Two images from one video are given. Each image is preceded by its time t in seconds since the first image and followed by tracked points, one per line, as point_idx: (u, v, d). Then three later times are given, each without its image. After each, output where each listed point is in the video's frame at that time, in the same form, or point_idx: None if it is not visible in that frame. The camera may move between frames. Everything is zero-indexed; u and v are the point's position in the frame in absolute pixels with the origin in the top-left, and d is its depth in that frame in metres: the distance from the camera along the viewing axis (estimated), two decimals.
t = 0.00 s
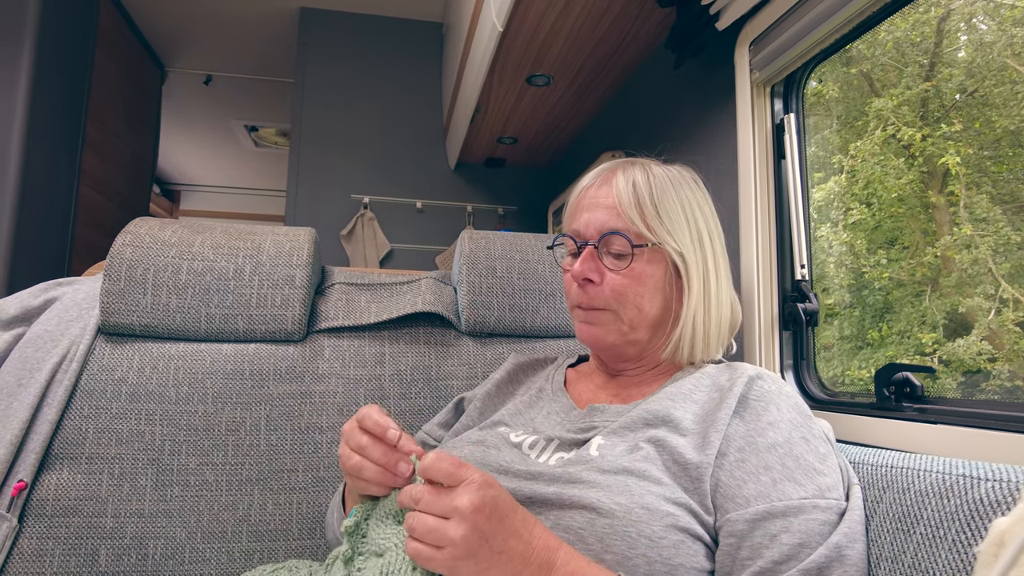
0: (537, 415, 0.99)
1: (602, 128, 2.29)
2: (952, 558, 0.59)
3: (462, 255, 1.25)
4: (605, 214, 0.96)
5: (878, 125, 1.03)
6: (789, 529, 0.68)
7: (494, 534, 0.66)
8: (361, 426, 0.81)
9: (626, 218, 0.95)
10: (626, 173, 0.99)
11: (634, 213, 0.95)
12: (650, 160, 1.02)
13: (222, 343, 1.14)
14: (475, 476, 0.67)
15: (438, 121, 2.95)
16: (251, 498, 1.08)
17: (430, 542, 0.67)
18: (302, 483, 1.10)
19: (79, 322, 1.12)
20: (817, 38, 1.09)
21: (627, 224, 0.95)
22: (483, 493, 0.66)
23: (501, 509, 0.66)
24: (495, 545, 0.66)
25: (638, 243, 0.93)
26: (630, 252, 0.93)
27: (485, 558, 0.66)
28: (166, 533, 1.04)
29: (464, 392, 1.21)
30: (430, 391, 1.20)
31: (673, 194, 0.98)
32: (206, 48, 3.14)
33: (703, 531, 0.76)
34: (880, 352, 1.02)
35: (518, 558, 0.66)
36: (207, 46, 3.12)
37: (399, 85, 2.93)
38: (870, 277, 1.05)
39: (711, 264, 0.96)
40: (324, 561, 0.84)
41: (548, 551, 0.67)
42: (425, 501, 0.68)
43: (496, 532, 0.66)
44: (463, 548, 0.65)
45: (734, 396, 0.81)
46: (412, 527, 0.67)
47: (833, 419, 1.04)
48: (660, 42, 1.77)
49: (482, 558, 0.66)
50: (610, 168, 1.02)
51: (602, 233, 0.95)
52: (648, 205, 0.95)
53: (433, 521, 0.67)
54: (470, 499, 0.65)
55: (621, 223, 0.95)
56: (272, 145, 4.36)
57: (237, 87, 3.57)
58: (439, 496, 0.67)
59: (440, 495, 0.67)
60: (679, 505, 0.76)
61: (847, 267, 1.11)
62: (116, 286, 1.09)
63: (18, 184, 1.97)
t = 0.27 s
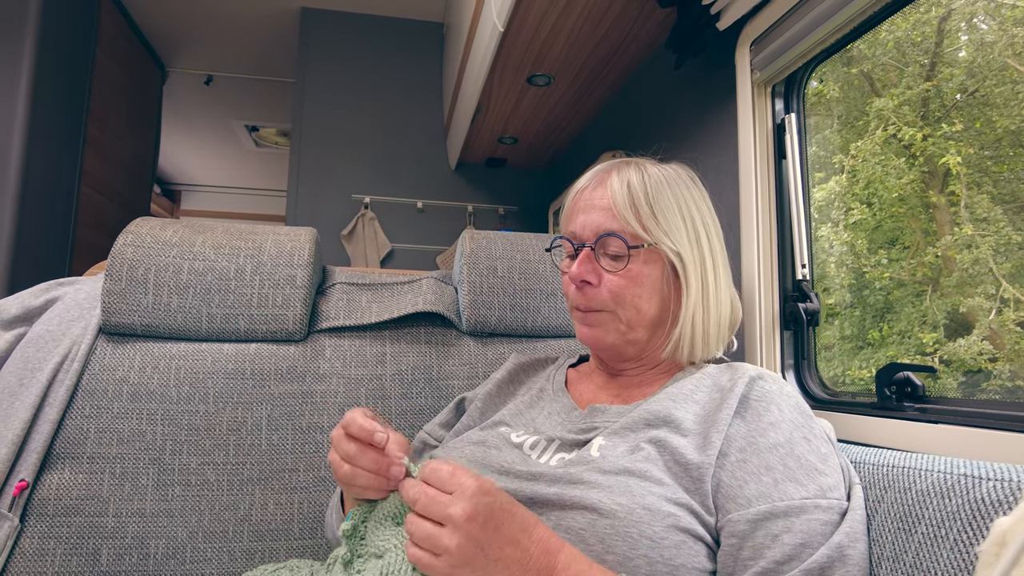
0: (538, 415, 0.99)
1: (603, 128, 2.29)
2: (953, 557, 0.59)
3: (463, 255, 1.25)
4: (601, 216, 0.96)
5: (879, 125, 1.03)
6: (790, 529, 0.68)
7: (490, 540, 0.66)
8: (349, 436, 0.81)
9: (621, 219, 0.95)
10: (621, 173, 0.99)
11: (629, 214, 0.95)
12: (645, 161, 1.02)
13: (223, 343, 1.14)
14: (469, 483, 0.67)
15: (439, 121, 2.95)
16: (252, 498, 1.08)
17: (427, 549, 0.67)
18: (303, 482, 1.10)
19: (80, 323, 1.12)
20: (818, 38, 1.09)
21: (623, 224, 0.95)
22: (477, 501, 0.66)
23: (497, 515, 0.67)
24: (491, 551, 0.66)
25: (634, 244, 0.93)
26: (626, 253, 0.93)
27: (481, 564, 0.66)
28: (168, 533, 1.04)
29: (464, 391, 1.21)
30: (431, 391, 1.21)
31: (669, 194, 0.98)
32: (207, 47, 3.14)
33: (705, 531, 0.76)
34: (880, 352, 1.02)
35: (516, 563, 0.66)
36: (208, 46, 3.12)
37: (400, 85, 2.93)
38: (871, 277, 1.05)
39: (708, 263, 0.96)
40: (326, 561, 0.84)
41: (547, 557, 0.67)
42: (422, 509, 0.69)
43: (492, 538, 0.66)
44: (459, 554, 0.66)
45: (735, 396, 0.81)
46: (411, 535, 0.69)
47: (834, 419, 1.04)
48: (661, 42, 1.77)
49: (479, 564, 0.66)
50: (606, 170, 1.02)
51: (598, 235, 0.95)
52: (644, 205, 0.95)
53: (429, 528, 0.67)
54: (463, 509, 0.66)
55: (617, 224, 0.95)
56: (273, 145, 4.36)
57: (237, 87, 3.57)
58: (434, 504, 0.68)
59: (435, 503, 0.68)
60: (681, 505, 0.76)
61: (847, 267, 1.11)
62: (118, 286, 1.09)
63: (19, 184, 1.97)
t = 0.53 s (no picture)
0: (540, 414, 0.99)
1: (604, 128, 2.29)
2: (955, 556, 0.59)
3: (465, 255, 1.25)
4: (603, 215, 0.96)
5: (880, 125, 1.03)
6: (790, 527, 0.68)
7: (491, 529, 0.66)
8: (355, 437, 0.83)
9: (623, 219, 0.95)
10: (623, 173, 0.99)
11: (631, 214, 0.95)
12: (646, 160, 1.02)
13: (225, 343, 1.14)
14: (466, 474, 0.67)
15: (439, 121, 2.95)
16: (254, 497, 1.08)
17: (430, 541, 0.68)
18: (305, 482, 1.10)
19: (82, 322, 1.12)
20: (820, 38, 1.09)
21: (625, 224, 0.95)
22: (475, 491, 0.66)
23: (497, 505, 0.66)
24: (494, 539, 0.66)
25: (636, 244, 0.93)
26: (628, 253, 0.93)
27: (485, 552, 0.66)
28: (169, 532, 1.04)
29: (466, 391, 1.21)
30: (432, 391, 1.21)
31: (670, 193, 0.98)
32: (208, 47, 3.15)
33: (706, 529, 0.76)
34: (881, 352, 1.02)
35: (517, 551, 0.66)
36: (209, 46, 3.13)
37: (401, 85, 2.93)
38: (872, 277, 1.05)
39: (710, 262, 0.96)
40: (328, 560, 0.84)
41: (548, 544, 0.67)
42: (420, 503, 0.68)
43: (494, 527, 0.66)
44: (462, 544, 0.66)
45: (736, 395, 0.81)
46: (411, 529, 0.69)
47: (836, 418, 1.04)
48: (662, 42, 1.78)
49: (481, 554, 0.66)
50: (607, 169, 1.02)
51: (600, 234, 0.95)
52: (646, 205, 0.95)
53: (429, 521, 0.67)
54: (462, 500, 0.66)
55: (619, 223, 0.95)
56: (274, 145, 4.36)
57: (238, 87, 3.57)
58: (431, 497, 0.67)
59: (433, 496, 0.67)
60: (682, 503, 0.76)
61: (848, 266, 1.11)
62: (119, 285, 1.09)
63: (20, 183, 1.97)
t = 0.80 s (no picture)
0: (541, 414, 0.99)
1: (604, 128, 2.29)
2: (956, 556, 0.59)
3: (465, 254, 1.25)
4: (603, 214, 0.96)
5: (881, 124, 1.03)
6: (793, 528, 0.68)
7: (501, 533, 0.64)
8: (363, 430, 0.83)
9: (623, 218, 0.95)
10: (623, 172, 0.99)
11: (631, 213, 0.95)
12: (646, 160, 1.02)
13: (226, 342, 1.14)
14: (483, 473, 0.65)
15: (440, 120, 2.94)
16: (254, 497, 1.08)
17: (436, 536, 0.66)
18: (306, 482, 1.10)
19: (82, 322, 1.12)
20: (822, 37, 1.08)
21: (625, 223, 0.95)
22: (492, 492, 0.64)
23: (510, 507, 0.65)
24: (502, 543, 0.64)
25: (636, 243, 0.93)
26: (629, 252, 0.93)
27: (490, 555, 0.64)
28: (170, 532, 1.04)
29: (467, 391, 1.21)
30: (433, 390, 1.20)
31: (671, 193, 0.97)
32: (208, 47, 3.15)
33: (707, 530, 0.76)
34: (882, 352, 1.02)
35: (527, 555, 0.65)
36: (209, 46, 3.13)
37: (401, 84, 2.93)
38: (873, 277, 1.05)
39: (710, 262, 0.96)
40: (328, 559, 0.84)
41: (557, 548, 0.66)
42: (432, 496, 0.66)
43: (504, 531, 0.64)
44: (470, 547, 0.64)
45: (737, 395, 0.81)
46: (421, 521, 0.67)
47: (837, 418, 1.04)
48: (663, 41, 1.77)
49: (491, 555, 0.65)
50: (607, 169, 1.02)
51: (600, 233, 0.95)
52: (646, 204, 0.95)
53: (440, 515, 0.65)
54: (478, 499, 0.64)
55: (619, 223, 0.95)
56: (274, 145, 4.36)
57: (238, 87, 3.57)
58: (446, 493, 0.65)
59: (447, 492, 0.65)
60: (683, 504, 0.76)
61: (850, 266, 1.11)
62: (120, 285, 1.09)
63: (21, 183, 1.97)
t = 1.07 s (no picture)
0: (542, 414, 0.99)
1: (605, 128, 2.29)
2: (958, 556, 0.59)
3: (466, 253, 1.25)
4: (596, 210, 0.96)
5: (882, 124, 1.03)
6: (796, 529, 0.68)
7: (547, 523, 0.54)
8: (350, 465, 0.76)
9: (616, 213, 0.95)
10: (614, 169, 0.99)
11: (624, 207, 0.95)
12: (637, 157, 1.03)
13: (227, 342, 1.14)
14: (537, 457, 0.54)
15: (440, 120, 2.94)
16: (256, 497, 1.08)
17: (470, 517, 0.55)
18: (307, 481, 1.10)
19: (84, 321, 1.12)
20: (826, 34, 1.07)
21: (619, 217, 0.95)
22: (546, 481, 0.53)
23: (560, 499, 0.55)
24: (546, 535, 0.54)
25: (629, 236, 0.93)
26: (623, 246, 0.93)
27: (529, 544, 0.55)
28: (171, 531, 1.04)
29: (468, 390, 1.21)
30: (434, 389, 1.20)
31: (662, 187, 0.98)
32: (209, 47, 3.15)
33: (709, 531, 0.76)
34: (883, 351, 1.02)
35: (566, 551, 0.56)
36: (210, 45, 3.13)
37: (401, 84, 2.93)
38: (874, 277, 1.05)
39: (704, 254, 0.96)
40: (330, 559, 0.84)
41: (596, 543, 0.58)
42: (472, 471, 0.54)
43: (550, 522, 0.54)
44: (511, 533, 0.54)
45: (739, 396, 0.81)
46: (447, 490, 0.56)
47: (838, 417, 1.04)
48: (663, 41, 1.78)
49: (525, 546, 0.55)
50: (598, 167, 1.02)
51: (594, 229, 0.95)
52: (638, 199, 0.96)
53: (479, 493, 0.54)
54: (529, 487, 0.53)
55: (612, 218, 0.95)
56: (275, 145, 4.37)
57: (239, 87, 3.57)
58: (491, 471, 0.54)
59: (494, 469, 0.54)
60: (685, 505, 0.76)
61: (851, 266, 1.11)
62: (121, 284, 1.09)
63: (22, 184, 1.97)
